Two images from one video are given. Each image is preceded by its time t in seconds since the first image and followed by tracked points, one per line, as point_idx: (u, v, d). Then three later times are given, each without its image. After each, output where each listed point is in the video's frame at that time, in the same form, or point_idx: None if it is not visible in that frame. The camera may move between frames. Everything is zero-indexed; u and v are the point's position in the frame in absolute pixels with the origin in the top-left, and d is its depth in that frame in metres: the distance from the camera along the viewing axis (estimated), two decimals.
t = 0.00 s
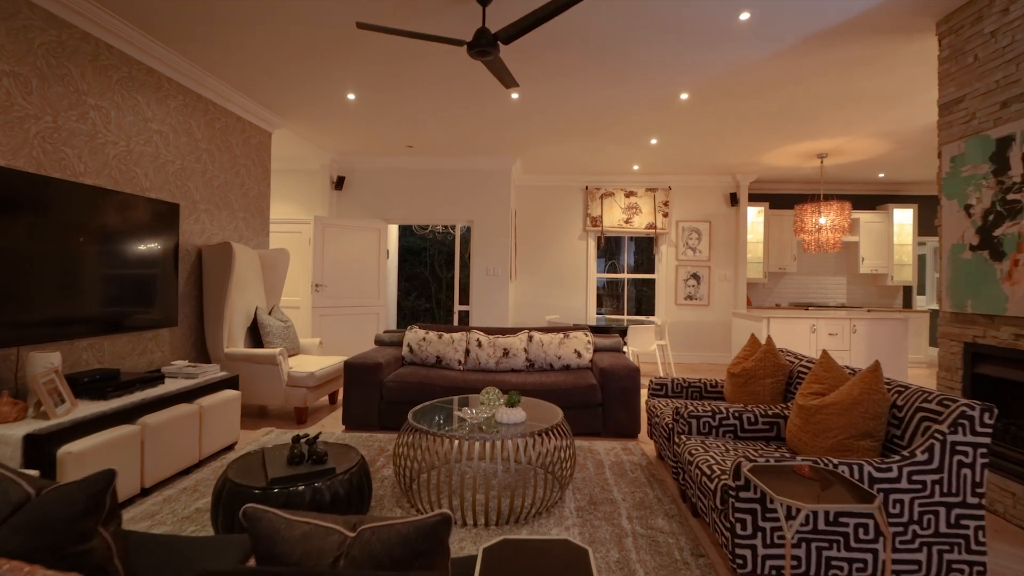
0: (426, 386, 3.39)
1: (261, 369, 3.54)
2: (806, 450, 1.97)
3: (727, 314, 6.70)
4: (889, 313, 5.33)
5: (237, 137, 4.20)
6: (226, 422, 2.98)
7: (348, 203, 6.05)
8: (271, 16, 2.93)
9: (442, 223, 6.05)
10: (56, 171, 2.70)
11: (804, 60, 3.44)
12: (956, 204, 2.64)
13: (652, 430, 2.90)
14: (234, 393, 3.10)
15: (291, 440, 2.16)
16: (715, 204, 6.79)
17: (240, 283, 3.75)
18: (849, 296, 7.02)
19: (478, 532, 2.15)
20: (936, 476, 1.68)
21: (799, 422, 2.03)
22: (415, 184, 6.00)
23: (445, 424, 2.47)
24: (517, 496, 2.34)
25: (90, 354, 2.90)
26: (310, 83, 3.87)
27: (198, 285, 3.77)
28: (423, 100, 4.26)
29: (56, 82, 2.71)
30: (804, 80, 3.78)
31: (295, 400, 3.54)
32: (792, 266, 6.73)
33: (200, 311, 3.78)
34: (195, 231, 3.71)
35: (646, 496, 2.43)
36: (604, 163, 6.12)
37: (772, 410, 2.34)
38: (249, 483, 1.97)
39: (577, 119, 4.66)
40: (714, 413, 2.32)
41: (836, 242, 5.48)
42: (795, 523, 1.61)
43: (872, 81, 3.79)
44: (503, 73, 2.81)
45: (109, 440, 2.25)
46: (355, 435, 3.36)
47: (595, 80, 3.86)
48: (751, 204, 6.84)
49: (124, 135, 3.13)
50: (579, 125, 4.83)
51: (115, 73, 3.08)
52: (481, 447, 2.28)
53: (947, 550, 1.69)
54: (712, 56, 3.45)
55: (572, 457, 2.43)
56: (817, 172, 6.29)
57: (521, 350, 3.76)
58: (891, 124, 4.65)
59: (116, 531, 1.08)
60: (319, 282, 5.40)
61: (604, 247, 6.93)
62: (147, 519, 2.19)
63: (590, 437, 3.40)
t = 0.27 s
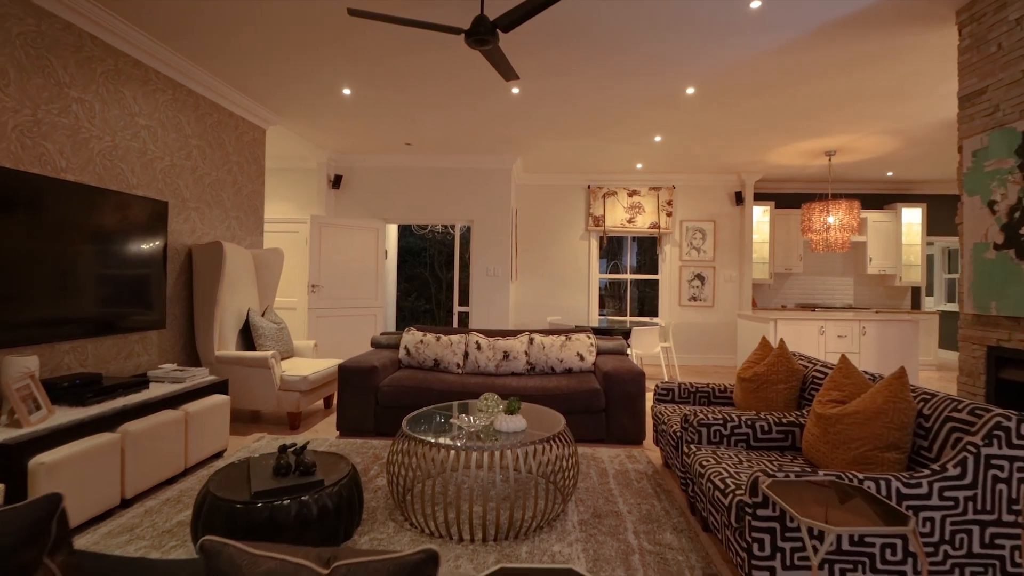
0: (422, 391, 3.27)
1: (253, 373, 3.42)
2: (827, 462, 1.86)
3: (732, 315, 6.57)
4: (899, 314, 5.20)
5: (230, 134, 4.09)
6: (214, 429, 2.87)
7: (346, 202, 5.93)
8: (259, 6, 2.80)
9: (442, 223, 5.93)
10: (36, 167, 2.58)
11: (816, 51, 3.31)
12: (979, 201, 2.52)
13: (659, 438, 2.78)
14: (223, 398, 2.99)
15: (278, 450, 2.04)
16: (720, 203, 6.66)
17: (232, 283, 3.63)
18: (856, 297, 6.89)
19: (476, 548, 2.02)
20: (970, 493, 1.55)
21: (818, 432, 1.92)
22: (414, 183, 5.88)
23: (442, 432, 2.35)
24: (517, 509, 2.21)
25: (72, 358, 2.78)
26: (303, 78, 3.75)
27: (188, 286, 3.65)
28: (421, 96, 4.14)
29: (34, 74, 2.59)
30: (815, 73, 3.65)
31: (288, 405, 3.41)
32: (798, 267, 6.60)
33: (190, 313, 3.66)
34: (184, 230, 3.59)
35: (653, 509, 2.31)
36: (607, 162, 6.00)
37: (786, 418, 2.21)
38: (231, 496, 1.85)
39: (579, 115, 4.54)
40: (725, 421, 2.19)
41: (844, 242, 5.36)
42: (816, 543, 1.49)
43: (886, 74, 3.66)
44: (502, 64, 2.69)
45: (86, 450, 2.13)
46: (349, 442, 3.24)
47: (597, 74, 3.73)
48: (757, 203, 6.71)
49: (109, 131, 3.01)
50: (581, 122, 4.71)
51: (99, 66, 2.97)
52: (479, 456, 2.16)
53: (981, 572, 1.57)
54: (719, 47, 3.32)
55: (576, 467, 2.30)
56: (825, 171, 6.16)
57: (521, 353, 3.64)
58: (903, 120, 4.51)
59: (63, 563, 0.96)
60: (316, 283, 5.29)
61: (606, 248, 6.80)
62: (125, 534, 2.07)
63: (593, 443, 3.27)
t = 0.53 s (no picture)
0: (417, 393, 3.14)
1: (241, 374, 3.29)
2: (848, 474, 1.73)
3: (736, 315, 6.45)
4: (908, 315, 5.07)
5: (220, 128, 3.96)
6: (198, 434, 2.75)
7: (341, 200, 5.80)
8: None
9: (440, 221, 5.81)
10: (11, 159, 2.46)
11: (828, 41, 3.19)
12: (1003, 195, 2.39)
13: (664, 444, 2.65)
14: (208, 402, 2.87)
15: (261, 458, 1.91)
16: (724, 202, 6.54)
17: (220, 282, 3.50)
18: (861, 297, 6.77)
19: (471, 565, 1.89)
20: (1008, 509, 1.42)
21: (838, 440, 1.79)
22: (411, 180, 5.73)
23: (437, 439, 2.23)
24: (515, 521, 2.08)
25: (50, 359, 2.65)
26: (295, 70, 3.62)
27: (175, 285, 3.51)
28: (417, 90, 4.01)
29: (9, 61, 2.47)
30: (825, 64, 3.53)
31: (278, 409, 3.29)
32: (803, 266, 6.48)
33: (177, 313, 3.52)
34: (172, 226, 3.46)
35: (659, 520, 2.18)
36: (608, 159, 5.88)
37: (801, 425, 2.08)
38: (209, 509, 1.72)
39: (581, 109, 4.42)
40: (736, 427, 2.06)
41: (852, 241, 5.21)
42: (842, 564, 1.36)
43: (899, 65, 3.53)
44: (500, 52, 2.56)
45: (56, 458, 1.99)
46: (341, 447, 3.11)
47: (600, 66, 3.61)
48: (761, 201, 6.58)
49: (91, 122, 2.89)
50: (583, 117, 4.58)
51: (80, 55, 2.84)
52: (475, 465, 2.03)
53: None
54: (728, 36, 3.19)
55: (579, 476, 2.17)
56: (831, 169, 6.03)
57: (520, 355, 3.51)
58: (914, 115, 4.39)
59: None
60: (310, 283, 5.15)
61: (608, 247, 6.68)
62: (98, 547, 1.94)
63: (595, 449, 3.14)
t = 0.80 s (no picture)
0: (409, 398, 2.98)
1: (225, 378, 3.14)
2: (874, 490, 1.59)
3: (738, 315, 6.31)
4: (917, 315, 4.94)
5: (205, 120, 3.79)
6: (174, 442, 2.60)
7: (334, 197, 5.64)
8: None
9: (435, 218, 5.65)
10: None
11: (839, 27, 3.05)
12: None
13: (669, 452, 2.51)
14: (186, 408, 2.72)
15: (235, 473, 1.76)
16: (725, 199, 6.40)
17: (204, 281, 3.34)
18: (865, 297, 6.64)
19: None
20: None
21: (862, 453, 1.65)
22: (405, 176, 5.56)
23: (426, 450, 2.06)
24: (513, 538, 1.92)
25: (17, 362, 2.48)
26: (282, 60, 3.46)
27: (155, 284, 3.35)
28: (410, 81, 3.86)
29: None
30: (835, 53, 3.38)
31: (263, 414, 3.13)
32: (806, 266, 6.35)
33: (157, 313, 3.36)
34: (151, 222, 3.30)
35: (666, 536, 2.03)
36: (607, 155, 5.73)
37: (819, 434, 1.94)
38: (177, 529, 1.57)
39: (580, 102, 4.27)
40: (749, 437, 1.92)
41: (858, 239, 5.08)
42: None
43: (913, 55, 3.39)
44: (497, 36, 2.42)
45: (14, 471, 1.84)
46: (328, 454, 2.95)
47: (600, 54, 3.46)
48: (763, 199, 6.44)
49: (62, 111, 2.72)
50: (583, 110, 4.43)
51: (50, 39, 2.67)
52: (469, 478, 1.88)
53: None
54: (735, 22, 3.05)
55: (581, 488, 2.02)
56: (835, 165, 5.90)
57: (517, 357, 3.37)
58: (924, 109, 4.25)
59: None
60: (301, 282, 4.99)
61: (607, 246, 6.54)
62: (59, 569, 1.78)
63: (596, 456, 3.00)
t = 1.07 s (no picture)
0: (399, 405, 2.83)
1: (205, 384, 2.98)
2: (905, 511, 1.46)
3: (739, 316, 6.18)
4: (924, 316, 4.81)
5: (187, 113, 3.63)
6: (148, 454, 2.44)
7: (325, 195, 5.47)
8: None
9: (429, 217, 5.49)
10: None
11: (849, 15, 2.91)
12: None
13: (675, 463, 2.37)
14: (162, 417, 2.57)
15: (204, 493, 1.62)
16: (726, 198, 6.26)
17: (184, 282, 3.18)
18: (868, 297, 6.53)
19: None
20: None
21: (891, 470, 1.51)
22: (399, 174, 5.39)
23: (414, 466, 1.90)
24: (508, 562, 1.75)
25: None
26: (266, 50, 3.30)
27: (132, 285, 3.19)
28: (402, 74, 3.70)
29: None
30: (844, 44, 3.25)
31: (246, 422, 2.97)
32: (808, 265, 6.23)
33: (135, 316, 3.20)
34: (128, 220, 3.14)
35: (674, 557, 1.89)
36: (606, 152, 5.59)
37: (839, 448, 1.79)
38: (135, 558, 1.40)
39: (578, 96, 4.12)
40: (764, 451, 1.77)
41: (863, 238, 4.95)
42: None
43: (925, 46, 3.25)
44: (492, 22, 2.27)
45: None
46: (313, 465, 2.79)
47: (599, 45, 3.31)
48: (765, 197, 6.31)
49: (30, 101, 2.57)
50: (582, 104, 4.28)
51: (14, 24, 2.51)
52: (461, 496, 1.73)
53: None
54: (741, 11, 2.90)
55: (583, 505, 1.87)
56: (839, 163, 5.77)
57: (514, 361, 3.22)
58: (934, 104, 4.12)
59: None
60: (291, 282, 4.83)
61: (605, 245, 6.40)
62: None
63: (596, 465, 2.85)
